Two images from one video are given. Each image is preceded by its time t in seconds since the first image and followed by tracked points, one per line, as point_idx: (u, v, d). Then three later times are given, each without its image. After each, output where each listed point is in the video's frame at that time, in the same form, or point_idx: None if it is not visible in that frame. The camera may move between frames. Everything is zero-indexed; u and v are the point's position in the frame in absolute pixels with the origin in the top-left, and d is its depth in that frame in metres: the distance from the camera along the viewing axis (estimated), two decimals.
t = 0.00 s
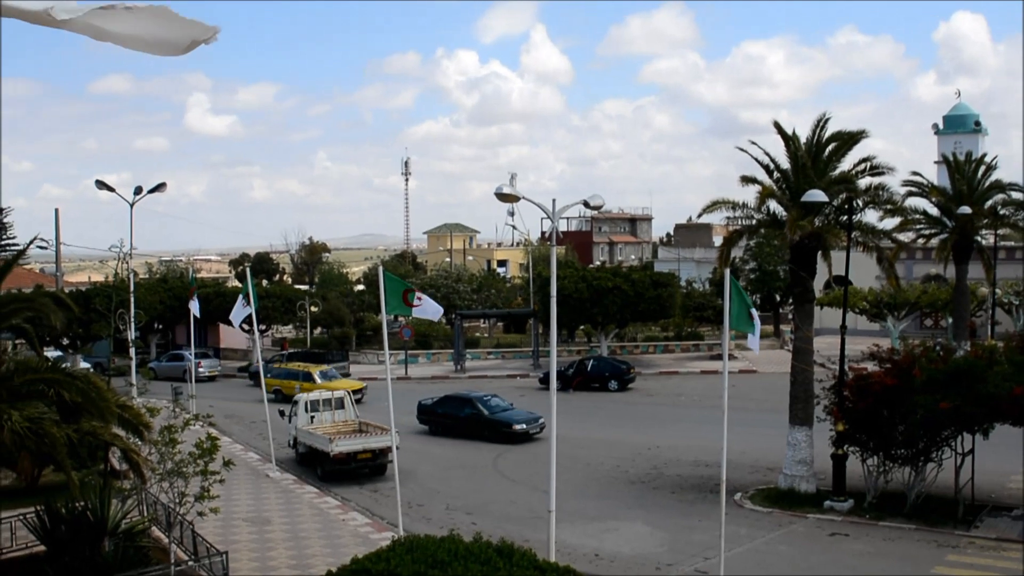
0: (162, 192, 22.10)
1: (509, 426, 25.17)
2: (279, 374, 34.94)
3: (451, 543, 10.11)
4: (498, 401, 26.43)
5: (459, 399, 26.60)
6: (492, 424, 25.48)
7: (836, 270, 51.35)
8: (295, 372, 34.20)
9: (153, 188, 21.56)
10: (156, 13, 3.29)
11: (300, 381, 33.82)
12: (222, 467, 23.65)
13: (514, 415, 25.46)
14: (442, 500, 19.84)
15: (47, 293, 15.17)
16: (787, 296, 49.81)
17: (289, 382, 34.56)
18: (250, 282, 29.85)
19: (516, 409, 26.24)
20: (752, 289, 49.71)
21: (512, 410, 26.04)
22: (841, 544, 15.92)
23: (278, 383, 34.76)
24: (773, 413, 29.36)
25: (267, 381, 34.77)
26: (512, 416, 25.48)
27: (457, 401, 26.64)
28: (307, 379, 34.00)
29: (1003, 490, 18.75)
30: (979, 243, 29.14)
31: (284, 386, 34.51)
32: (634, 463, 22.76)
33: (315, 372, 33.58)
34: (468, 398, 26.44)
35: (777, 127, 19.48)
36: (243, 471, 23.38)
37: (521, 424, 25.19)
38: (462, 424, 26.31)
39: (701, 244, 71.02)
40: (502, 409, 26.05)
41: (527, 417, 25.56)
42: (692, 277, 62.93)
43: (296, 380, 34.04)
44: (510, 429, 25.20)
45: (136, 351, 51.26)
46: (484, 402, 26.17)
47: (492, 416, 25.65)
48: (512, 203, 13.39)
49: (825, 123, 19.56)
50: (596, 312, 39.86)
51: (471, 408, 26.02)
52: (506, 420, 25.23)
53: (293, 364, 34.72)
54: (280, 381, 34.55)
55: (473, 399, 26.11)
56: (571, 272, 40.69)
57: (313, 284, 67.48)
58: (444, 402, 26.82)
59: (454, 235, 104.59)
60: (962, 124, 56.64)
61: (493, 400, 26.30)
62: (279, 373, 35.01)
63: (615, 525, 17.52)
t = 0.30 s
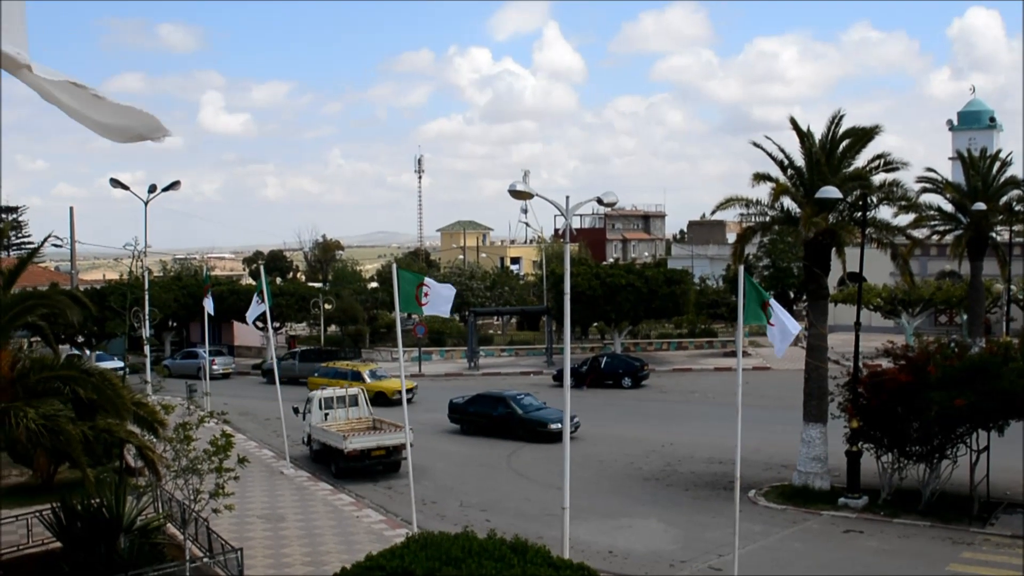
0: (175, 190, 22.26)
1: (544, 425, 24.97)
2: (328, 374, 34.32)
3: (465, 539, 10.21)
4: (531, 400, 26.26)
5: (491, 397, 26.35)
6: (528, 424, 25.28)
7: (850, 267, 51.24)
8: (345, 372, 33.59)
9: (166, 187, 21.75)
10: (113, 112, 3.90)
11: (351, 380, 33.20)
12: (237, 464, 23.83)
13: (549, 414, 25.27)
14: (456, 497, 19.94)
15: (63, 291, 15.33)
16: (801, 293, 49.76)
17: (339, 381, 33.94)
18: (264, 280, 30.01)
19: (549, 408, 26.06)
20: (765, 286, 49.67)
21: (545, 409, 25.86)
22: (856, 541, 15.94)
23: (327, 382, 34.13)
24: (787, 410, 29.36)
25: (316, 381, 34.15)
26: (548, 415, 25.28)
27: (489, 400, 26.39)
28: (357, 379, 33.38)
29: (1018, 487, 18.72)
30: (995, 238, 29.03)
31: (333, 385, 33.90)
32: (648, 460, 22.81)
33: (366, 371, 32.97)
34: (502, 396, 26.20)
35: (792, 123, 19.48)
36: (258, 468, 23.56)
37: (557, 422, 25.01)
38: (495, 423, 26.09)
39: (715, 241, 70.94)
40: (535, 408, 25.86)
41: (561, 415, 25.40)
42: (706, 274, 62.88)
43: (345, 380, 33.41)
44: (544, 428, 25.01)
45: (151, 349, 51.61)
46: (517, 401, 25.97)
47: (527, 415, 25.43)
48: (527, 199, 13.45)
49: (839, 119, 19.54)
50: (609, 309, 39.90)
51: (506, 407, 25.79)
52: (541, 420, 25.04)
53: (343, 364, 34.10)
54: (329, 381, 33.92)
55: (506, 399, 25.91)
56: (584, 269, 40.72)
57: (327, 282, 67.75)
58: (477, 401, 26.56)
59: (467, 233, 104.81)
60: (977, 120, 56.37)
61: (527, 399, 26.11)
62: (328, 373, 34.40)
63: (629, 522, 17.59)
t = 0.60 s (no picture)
0: (190, 186, 22.40)
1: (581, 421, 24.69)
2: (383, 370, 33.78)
3: (480, 533, 10.29)
4: (566, 397, 26.00)
5: (525, 392, 26.08)
6: (564, 420, 24.99)
7: (865, 259, 51.04)
8: (400, 368, 33.05)
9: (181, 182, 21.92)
10: None
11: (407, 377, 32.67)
12: (252, 458, 23.99)
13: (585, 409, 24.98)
14: (470, 491, 20.03)
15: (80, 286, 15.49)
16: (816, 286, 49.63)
17: (395, 378, 33.40)
18: (278, 275, 30.15)
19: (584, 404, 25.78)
20: (779, 279, 49.55)
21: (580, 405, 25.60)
22: (871, 535, 15.93)
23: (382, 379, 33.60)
24: (802, 404, 29.33)
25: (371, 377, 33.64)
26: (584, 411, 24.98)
27: (523, 395, 26.09)
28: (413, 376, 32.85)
29: None
30: (1011, 231, 28.92)
31: (388, 382, 33.38)
32: (662, 454, 22.83)
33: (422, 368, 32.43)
34: (536, 391, 25.93)
35: (807, 115, 19.43)
36: (273, 462, 23.72)
37: (594, 418, 24.70)
38: (528, 418, 25.79)
39: (729, 234, 70.79)
40: (571, 404, 25.58)
41: (598, 411, 25.10)
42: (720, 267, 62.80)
43: (401, 377, 32.90)
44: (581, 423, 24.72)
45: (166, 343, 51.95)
46: (552, 396, 25.72)
47: (562, 411, 25.16)
48: (539, 193, 13.48)
49: (854, 111, 19.49)
50: (623, 303, 39.89)
51: (540, 402, 25.49)
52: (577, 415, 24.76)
53: (398, 360, 33.56)
54: (384, 377, 33.41)
55: (541, 393, 25.66)
56: (598, 263, 40.72)
57: (340, 277, 67.97)
58: (511, 396, 26.25)
59: (481, 227, 104.90)
60: (992, 112, 56.01)
61: (562, 396, 25.85)
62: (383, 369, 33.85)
63: (644, 515, 17.63)
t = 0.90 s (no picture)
0: (200, 179, 22.47)
1: (608, 416, 24.47)
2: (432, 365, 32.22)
3: (490, 525, 10.34)
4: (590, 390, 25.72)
5: (550, 386, 25.73)
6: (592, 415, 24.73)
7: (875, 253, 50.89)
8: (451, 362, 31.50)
9: (192, 175, 22.00)
10: None
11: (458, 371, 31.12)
12: (262, 451, 24.08)
13: (611, 404, 24.74)
14: (480, 484, 20.10)
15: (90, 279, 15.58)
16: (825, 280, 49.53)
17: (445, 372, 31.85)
18: (288, 268, 30.22)
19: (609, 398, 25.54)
20: (789, 273, 49.45)
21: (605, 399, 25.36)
22: (881, 529, 15.92)
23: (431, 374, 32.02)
24: (812, 397, 29.28)
25: (419, 373, 32.05)
26: (610, 405, 24.73)
27: (547, 389, 25.80)
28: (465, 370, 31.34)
29: None
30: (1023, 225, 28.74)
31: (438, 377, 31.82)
32: (672, 447, 22.83)
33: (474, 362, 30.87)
34: (560, 385, 25.61)
35: (817, 109, 19.38)
36: (283, 455, 23.81)
37: (620, 413, 24.52)
38: (544, 412, 25.70)
39: (739, 228, 70.65)
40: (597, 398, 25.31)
41: (625, 405, 24.89)
42: (729, 261, 62.68)
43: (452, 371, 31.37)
44: (607, 419, 24.51)
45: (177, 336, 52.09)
46: (577, 391, 25.42)
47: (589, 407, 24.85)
48: (549, 186, 13.48)
49: (865, 105, 19.43)
50: (632, 296, 39.86)
51: (566, 397, 25.21)
52: (603, 410, 24.51)
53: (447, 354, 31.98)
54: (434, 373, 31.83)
55: (566, 388, 25.37)
56: (607, 256, 40.69)
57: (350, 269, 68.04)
58: (534, 390, 25.98)
59: (491, 221, 104.93)
60: (1003, 106, 55.72)
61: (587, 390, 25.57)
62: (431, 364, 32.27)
63: (653, 509, 17.65)
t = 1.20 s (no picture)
0: (210, 167, 22.49)
1: (631, 406, 24.32)
2: (486, 357, 31.35)
3: (498, 514, 10.38)
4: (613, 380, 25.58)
5: (573, 377, 25.66)
6: (614, 405, 24.56)
7: (886, 244, 50.69)
8: (504, 355, 30.61)
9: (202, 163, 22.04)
10: None
11: (511, 363, 30.27)
12: (272, 439, 24.18)
13: (634, 394, 24.61)
14: (488, 473, 20.14)
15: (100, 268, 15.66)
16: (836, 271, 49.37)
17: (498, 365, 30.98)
18: (298, 257, 30.25)
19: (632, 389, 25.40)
20: (800, 263, 49.32)
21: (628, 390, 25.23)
22: (890, 519, 15.90)
23: (485, 367, 31.15)
24: (822, 388, 29.24)
25: (472, 366, 31.28)
26: (633, 396, 24.59)
27: (571, 379, 25.72)
28: (519, 363, 30.45)
29: None
30: None
31: (491, 370, 30.98)
32: (681, 437, 22.84)
33: (527, 355, 30.01)
34: (584, 376, 25.51)
35: (828, 99, 19.28)
36: (293, 443, 23.90)
37: (644, 403, 24.38)
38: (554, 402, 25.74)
39: (749, 218, 70.44)
40: (619, 389, 25.18)
41: (648, 396, 24.76)
42: (739, 251, 62.52)
43: (505, 364, 30.52)
44: (631, 409, 24.37)
45: (187, 325, 52.28)
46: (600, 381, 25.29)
47: (612, 396, 24.67)
48: (559, 175, 13.46)
49: (876, 94, 19.32)
50: (642, 286, 39.81)
51: (589, 387, 25.10)
52: (627, 400, 24.37)
53: (502, 347, 31.13)
54: (486, 365, 31.00)
55: (589, 378, 25.26)
56: (617, 246, 40.64)
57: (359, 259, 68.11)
58: (557, 381, 25.90)
59: (500, 210, 104.82)
60: (1015, 96, 55.35)
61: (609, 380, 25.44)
62: (484, 356, 31.45)
63: (662, 499, 17.67)
